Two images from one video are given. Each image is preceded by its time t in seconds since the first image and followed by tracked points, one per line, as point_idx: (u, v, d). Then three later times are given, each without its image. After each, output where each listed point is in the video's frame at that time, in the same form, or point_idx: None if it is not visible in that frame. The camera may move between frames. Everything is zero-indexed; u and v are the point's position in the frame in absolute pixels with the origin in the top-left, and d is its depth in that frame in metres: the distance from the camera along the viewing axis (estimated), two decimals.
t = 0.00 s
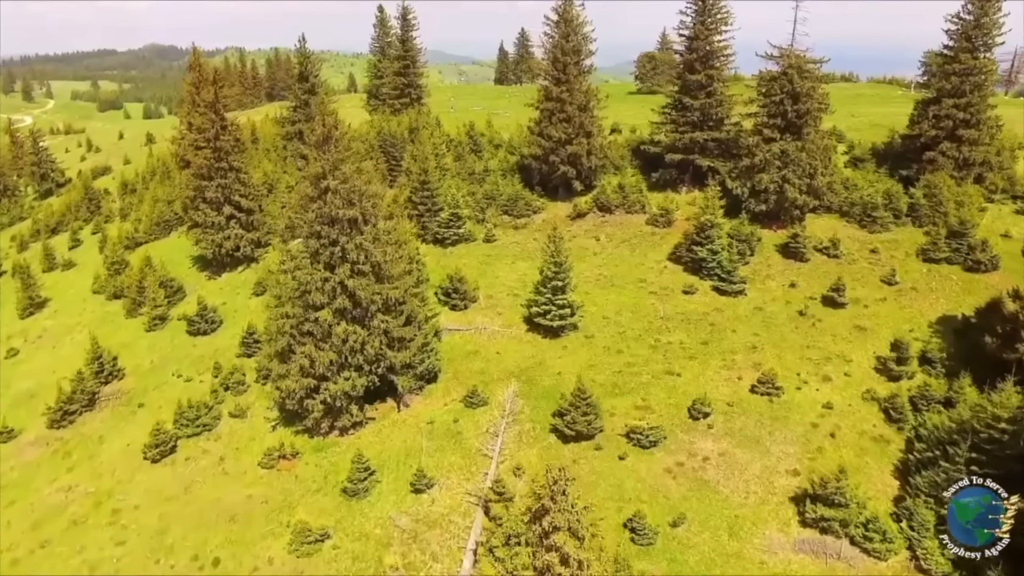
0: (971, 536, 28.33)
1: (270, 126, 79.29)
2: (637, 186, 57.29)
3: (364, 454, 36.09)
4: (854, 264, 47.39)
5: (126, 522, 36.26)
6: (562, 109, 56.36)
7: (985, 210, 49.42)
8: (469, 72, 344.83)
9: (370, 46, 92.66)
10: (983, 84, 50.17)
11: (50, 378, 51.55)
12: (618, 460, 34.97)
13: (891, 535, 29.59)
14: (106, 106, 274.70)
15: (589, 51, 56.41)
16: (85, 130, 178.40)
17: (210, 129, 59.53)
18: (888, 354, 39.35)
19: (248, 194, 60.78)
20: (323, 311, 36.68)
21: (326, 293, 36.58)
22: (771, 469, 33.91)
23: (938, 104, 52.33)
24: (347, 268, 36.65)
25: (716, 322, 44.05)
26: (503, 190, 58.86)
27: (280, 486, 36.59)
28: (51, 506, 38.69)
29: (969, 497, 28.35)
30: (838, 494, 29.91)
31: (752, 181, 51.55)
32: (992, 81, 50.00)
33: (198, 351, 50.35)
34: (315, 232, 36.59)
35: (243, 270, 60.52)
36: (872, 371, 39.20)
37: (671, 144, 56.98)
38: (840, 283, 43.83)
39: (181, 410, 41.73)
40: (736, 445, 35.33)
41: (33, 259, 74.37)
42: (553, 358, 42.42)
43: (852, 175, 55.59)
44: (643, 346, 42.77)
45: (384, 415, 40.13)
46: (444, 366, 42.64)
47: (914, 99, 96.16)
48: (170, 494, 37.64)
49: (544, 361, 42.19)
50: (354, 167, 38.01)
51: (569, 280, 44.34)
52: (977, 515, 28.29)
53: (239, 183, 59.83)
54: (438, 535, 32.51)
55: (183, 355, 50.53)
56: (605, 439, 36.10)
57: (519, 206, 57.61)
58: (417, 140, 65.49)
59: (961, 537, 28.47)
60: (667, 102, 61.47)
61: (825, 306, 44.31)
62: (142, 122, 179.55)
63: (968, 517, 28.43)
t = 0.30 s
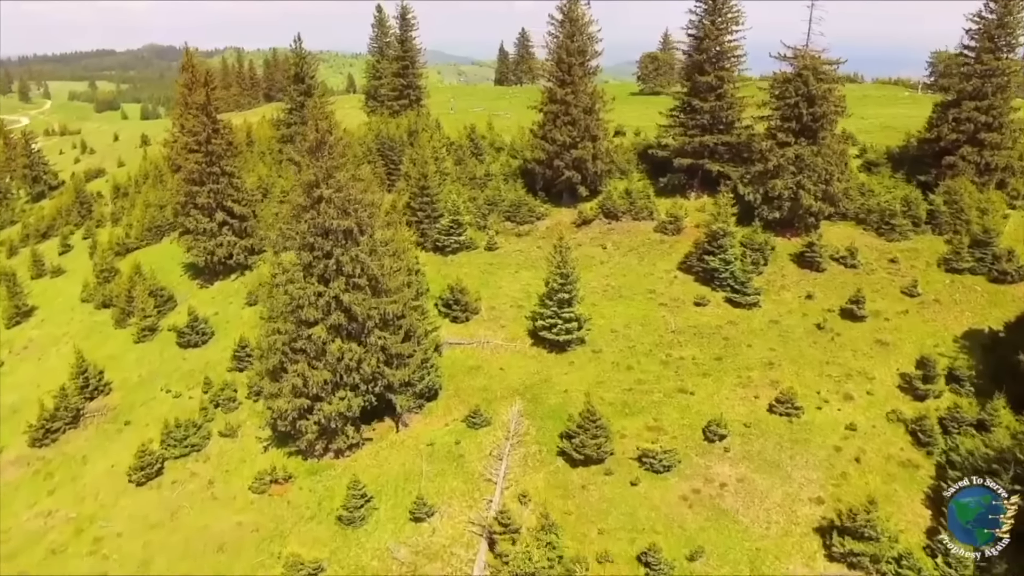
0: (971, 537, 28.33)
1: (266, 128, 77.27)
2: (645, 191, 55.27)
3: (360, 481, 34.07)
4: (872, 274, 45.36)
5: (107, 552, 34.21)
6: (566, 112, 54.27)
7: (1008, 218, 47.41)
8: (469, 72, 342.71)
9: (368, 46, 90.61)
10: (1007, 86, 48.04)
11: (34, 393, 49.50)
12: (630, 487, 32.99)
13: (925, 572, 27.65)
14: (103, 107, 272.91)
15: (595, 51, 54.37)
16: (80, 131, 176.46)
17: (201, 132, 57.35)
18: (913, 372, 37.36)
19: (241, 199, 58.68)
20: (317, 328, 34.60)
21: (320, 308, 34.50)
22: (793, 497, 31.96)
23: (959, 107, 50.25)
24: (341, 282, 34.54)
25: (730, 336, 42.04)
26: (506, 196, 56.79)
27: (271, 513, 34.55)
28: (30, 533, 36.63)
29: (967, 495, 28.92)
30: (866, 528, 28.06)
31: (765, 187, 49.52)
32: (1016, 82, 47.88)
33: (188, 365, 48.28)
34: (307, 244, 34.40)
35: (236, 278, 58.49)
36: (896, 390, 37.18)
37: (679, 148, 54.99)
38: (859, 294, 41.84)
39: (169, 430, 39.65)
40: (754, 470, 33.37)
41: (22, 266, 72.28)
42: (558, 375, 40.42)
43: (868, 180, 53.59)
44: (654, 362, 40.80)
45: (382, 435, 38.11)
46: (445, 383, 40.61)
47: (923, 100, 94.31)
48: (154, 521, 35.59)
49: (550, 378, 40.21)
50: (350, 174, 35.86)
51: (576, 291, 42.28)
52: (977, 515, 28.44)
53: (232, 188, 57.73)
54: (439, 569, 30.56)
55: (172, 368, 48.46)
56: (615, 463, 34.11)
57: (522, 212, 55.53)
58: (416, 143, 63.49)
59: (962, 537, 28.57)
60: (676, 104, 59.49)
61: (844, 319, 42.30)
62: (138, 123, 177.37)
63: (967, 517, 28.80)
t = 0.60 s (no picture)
0: (971, 537, 29.02)
1: (262, 131, 75.21)
2: (653, 198, 53.27)
3: (358, 511, 32.16)
4: (893, 287, 43.33)
5: None
6: (572, 115, 52.24)
7: None
8: (469, 73, 340.90)
9: (367, 46, 88.55)
10: None
11: (18, 410, 47.54)
12: (644, 518, 31.07)
13: None
14: (100, 108, 271.05)
15: (601, 52, 52.36)
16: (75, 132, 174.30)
17: (193, 137, 55.26)
18: (941, 393, 35.36)
19: (234, 206, 56.62)
20: (310, 348, 32.56)
21: (314, 327, 32.47)
22: (817, 530, 30.07)
23: (981, 110, 48.13)
24: (336, 299, 32.50)
25: (745, 353, 40.05)
26: (508, 202, 54.75)
27: (263, 544, 32.62)
28: (7, 564, 34.76)
29: (969, 496, 29.95)
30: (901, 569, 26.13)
31: (779, 195, 47.52)
32: None
33: (177, 381, 46.28)
34: (299, 259, 32.27)
35: (229, 288, 56.47)
36: (923, 412, 35.22)
37: (689, 153, 53.01)
38: (881, 308, 39.83)
39: (156, 453, 37.64)
40: (775, 500, 31.47)
41: (10, 273, 70.24)
42: (566, 394, 38.44)
43: (885, 186, 51.53)
44: (666, 380, 38.82)
45: (380, 460, 36.13)
46: (446, 402, 38.60)
47: (931, 101, 92.42)
48: (140, 552, 33.65)
49: (556, 397, 38.25)
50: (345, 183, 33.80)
51: (584, 305, 40.23)
52: (976, 515, 29.08)
53: (225, 194, 55.66)
54: None
55: (161, 384, 46.44)
56: (628, 492, 32.17)
57: (525, 219, 53.49)
58: (416, 147, 61.49)
59: (963, 538, 29.22)
60: (685, 107, 57.53)
61: (865, 334, 40.32)
62: (135, 125, 175.13)
63: (966, 517, 29.56)
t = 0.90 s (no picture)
0: (971, 536, 29.21)
1: (258, 135, 73.18)
2: (662, 205, 51.27)
3: (355, 547, 30.26)
4: (916, 301, 41.34)
5: None
6: (579, 120, 50.24)
7: None
8: (468, 73, 339.07)
9: (366, 47, 86.52)
10: None
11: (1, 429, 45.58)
12: (661, 554, 29.17)
13: None
14: (98, 108, 269.30)
15: (609, 54, 50.40)
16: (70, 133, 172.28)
17: (185, 142, 53.23)
18: (973, 417, 33.42)
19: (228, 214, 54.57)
20: (303, 372, 30.50)
21: (308, 350, 30.37)
22: (847, 568, 28.17)
23: (1006, 115, 46.12)
24: (331, 320, 30.45)
25: (763, 372, 38.06)
26: (512, 210, 52.71)
27: None
28: None
29: (969, 497, 30.39)
30: None
31: (795, 204, 45.55)
32: None
33: (167, 398, 44.24)
34: (291, 277, 30.18)
35: (222, 298, 54.44)
36: (954, 437, 33.30)
37: (700, 159, 51.03)
38: (906, 325, 37.85)
39: (141, 479, 35.61)
40: (801, 534, 29.60)
41: None
42: (575, 417, 36.49)
43: (904, 194, 49.53)
44: (680, 401, 36.83)
45: (379, 488, 34.15)
46: (448, 425, 36.61)
47: (940, 103, 90.27)
48: None
49: (564, 419, 36.33)
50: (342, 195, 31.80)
51: (594, 321, 38.21)
52: (976, 515, 29.72)
53: (218, 201, 53.65)
54: None
55: (149, 401, 44.37)
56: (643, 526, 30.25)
57: (530, 228, 51.47)
58: (416, 153, 59.53)
59: (962, 536, 29.26)
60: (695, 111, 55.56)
61: (889, 351, 38.35)
62: (132, 127, 172.80)
63: (966, 516, 29.74)
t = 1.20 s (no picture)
0: (972, 536, 28.52)
1: (254, 138, 71.13)
2: (673, 213, 49.27)
3: None
4: (942, 315, 39.34)
5: None
6: (586, 124, 48.24)
7: None
8: (469, 73, 336.94)
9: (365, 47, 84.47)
10: None
11: None
12: None
13: None
14: (96, 109, 267.78)
15: (617, 56, 48.42)
16: (66, 134, 170.20)
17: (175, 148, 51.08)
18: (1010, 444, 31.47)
19: (221, 222, 52.50)
20: (297, 397, 28.46)
21: (301, 374, 28.31)
22: None
23: None
24: (327, 342, 28.41)
25: (783, 392, 36.07)
26: (517, 218, 50.67)
27: None
28: None
29: (966, 495, 30.01)
30: None
31: (814, 213, 43.54)
32: None
33: (156, 416, 42.26)
34: (282, 297, 28.02)
35: (216, 309, 52.46)
36: (990, 465, 31.37)
37: (712, 165, 49.01)
38: (934, 343, 35.87)
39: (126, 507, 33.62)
40: (829, 573, 27.86)
41: None
42: (585, 441, 34.54)
43: (926, 202, 47.44)
44: (697, 424, 34.82)
45: (378, 518, 32.23)
46: (451, 449, 34.65)
47: (952, 105, 88.14)
48: None
49: (574, 444, 34.41)
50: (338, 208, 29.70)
51: (605, 338, 36.08)
52: (977, 515, 28.98)
53: (211, 209, 51.61)
54: None
55: (138, 419, 42.36)
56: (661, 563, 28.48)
57: (535, 236, 49.44)
58: (417, 157, 57.55)
59: (962, 536, 28.58)
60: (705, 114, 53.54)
61: (916, 370, 36.34)
62: (129, 128, 170.82)
63: (965, 516, 29.13)
